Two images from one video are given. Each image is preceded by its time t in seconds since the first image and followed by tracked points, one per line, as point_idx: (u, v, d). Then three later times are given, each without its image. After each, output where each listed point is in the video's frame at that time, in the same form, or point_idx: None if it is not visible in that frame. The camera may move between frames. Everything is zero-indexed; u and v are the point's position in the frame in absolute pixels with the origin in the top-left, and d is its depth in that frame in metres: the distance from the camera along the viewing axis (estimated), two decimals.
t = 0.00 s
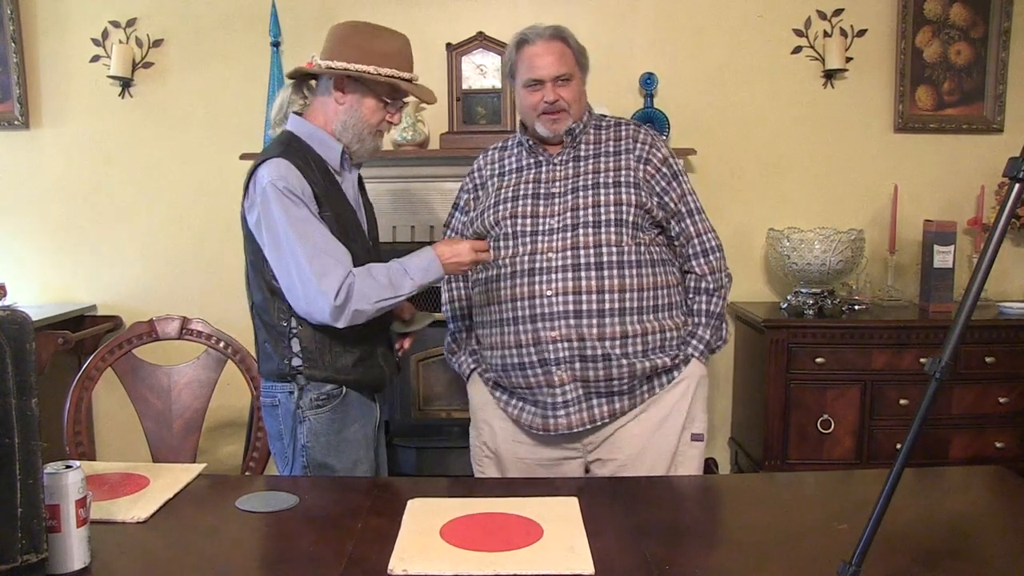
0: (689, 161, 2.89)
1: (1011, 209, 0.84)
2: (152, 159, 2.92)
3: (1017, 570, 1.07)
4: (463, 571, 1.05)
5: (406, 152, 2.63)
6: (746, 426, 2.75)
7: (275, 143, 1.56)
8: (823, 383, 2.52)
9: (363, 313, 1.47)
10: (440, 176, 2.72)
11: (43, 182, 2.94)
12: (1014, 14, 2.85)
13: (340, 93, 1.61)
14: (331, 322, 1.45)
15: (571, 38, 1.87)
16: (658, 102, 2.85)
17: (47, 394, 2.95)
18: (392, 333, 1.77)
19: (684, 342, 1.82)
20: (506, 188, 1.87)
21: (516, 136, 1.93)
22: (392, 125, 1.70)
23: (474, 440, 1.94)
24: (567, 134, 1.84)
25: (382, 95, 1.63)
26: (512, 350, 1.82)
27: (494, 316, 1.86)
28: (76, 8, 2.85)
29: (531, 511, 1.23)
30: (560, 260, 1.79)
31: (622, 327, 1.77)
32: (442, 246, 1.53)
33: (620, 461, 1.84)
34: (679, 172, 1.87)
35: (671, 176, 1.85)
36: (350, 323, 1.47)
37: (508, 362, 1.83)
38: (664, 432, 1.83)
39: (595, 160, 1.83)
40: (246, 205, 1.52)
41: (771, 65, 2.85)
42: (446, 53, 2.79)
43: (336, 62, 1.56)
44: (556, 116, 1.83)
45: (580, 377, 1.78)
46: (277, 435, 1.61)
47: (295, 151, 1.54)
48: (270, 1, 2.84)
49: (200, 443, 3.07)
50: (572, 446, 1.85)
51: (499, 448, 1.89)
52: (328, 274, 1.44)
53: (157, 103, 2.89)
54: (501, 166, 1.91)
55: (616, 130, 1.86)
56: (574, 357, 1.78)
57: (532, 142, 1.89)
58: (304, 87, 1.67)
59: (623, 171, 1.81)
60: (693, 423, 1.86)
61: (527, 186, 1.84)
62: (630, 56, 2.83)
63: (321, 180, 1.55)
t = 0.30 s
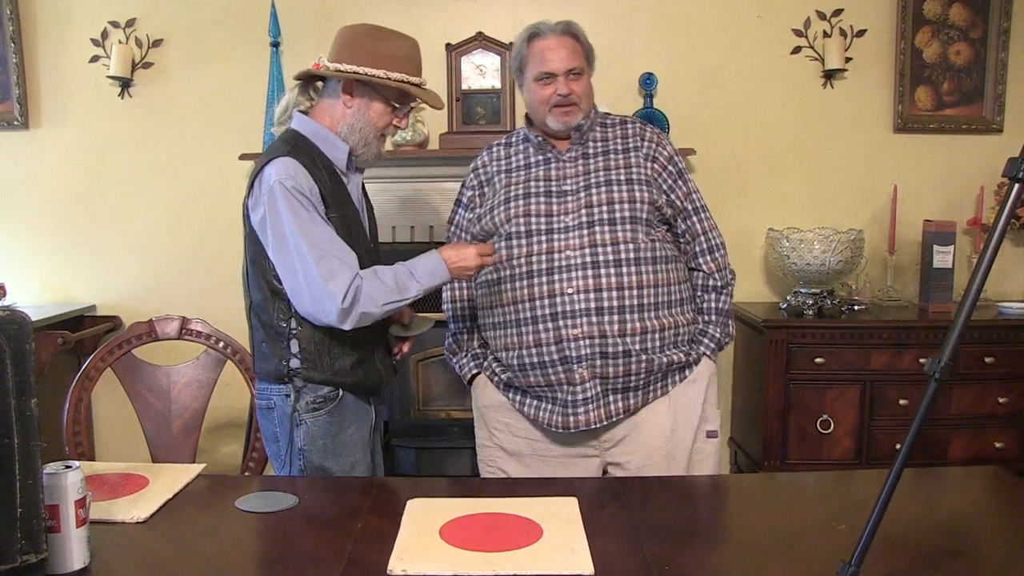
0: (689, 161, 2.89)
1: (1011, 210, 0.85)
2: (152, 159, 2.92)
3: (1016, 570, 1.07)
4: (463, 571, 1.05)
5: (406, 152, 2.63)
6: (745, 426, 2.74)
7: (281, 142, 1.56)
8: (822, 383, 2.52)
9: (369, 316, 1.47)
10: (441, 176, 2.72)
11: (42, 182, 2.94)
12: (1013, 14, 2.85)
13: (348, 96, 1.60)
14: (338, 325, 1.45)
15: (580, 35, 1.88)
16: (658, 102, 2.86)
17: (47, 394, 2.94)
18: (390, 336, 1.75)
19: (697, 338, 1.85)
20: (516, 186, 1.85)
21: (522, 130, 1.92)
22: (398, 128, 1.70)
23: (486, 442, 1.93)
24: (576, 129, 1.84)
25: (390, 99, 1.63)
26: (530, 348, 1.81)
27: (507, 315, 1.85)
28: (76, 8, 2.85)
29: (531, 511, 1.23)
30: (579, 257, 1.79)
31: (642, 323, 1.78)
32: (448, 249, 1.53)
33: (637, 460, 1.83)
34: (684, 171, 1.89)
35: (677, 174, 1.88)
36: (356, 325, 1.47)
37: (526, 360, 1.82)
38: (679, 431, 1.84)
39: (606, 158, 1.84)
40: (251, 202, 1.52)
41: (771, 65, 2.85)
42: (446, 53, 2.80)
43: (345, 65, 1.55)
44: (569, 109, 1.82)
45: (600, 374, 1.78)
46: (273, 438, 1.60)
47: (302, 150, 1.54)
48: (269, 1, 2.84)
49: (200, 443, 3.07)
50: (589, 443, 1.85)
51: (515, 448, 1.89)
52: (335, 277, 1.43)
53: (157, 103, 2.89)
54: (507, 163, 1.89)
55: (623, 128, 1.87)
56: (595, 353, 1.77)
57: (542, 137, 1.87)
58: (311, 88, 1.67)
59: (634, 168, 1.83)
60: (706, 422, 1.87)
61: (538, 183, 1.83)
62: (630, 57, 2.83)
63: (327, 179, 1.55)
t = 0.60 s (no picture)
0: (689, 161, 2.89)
1: (1010, 210, 0.85)
2: (152, 160, 2.92)
3: (1016, 569, 1.07)
4: (463, 571, 1.05)
5: (406, 152, 2.64)
6: (745, 425, 2.74)
7: (282, 141, 1.55)
8: (822, 383, 2.52)
9: (381, 318, 1.50)
10: (440, 175, 2.72)
11: (42, 182, 2.94)
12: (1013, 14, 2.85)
13: (352, 95, 1.60)
14: (349, 325, 1.47)
15: (627, 35, 1.85)
16: (658, 102, 2.86)
17: (47, 394, 2.94)
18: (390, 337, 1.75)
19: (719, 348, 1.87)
20: (552, 180, 1.80)
21: (558, 126, 1.87)
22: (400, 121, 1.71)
23: (496, 441, 1.86)
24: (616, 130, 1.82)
25: (393, 93, 1.64)
26: (559, 346, 1.77)
27: (537, 312, 1.79)
28: (76, 8, 2.85)
29: (531, 511, 1.23)
30: (618, 258, 1.76)
31: (675, 326, 1.77)
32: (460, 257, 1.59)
33: (652, 463, 1.81)
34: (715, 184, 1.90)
35: (709, 186, 1.88)
36: (366, 326, 1.49)
37: (555, 358, 1.77)
38: (693, 437, 1.82)
39: (645, 162, 1.82)
40: (251, 201, 1.51)
41: (771, 65, 2.85)
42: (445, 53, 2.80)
43: (345, 64, 1.55)
44: (613, 109, 1.79)
45: (629, 375, 1.75)
46: (271, 441, 1.60)
47: (305, 151, 1.54)
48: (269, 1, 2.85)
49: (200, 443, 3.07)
50: (607, 446, 1.81)
51: (526, 449, 1.82)
52: (345, 277, 1.45)
53: (156, 103, 2.89)
54: (542, 156, 1.83)
55: (659, 136, 1.86)
56: (628, 355, 1.75)
57: (581, 135, 1.83)
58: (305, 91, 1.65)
59: (672, 175, 1.82)
60: (717, 431, 1.85)
61: (577, 181, 1.79)
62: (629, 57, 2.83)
63: (330, 178, 1.56)
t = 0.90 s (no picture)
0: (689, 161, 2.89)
1: (1010, 210, 0.85)
2: (152, 160, 2.92)
3: (1016, 570, 1.07)
4: (462, 571, 1.05)
5: (405, 153, 2.64)
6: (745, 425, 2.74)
7: (282, 144, 1.54)
8: (821, 384, 2.52)
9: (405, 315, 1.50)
10: (439, 175, 2.72)
11: (42, 182, 2.94)
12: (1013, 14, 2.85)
13: (353, 92, 1.61)
14: (374, 318, 1.48)
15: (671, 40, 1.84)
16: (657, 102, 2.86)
17: (47, 395, 2.95)
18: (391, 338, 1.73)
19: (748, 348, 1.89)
20: (593, 180, 1.77)
21: (592, 124, 1.85)
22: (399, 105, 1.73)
23: (526, 442, 1.84)
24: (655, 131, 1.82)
25: (390, 80, 1.64)
26: (605, 347, 1.73)
27: (581, 312, 1.74)
28: (76, 8, 2.86)
29: (530, 511, 1.23)
30: (665, 259, 1.75)
31: (717, 327, 1.77)
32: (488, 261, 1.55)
33: (683, 463, 1.81)
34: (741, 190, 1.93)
35: (736, 191, 1.90)
36: (390, 320, 1.50)
37: (602, 358, 1.73)
38: (720, 437, 1.82)
39: (682, 165, 1.82)
40: (258, 205, 1.51)
41: (771, 65, 2.85)
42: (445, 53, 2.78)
43: (339, 62, 1.56)
44: (659, 111, 1.78)
45: (675, 376, 1.74)
46: (271, 442, 1.59)
47: (307, 153, 1.53)
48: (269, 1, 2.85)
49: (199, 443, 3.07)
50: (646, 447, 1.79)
51: (559, 449, 1.80)
52: (367, 270, 1.46)
53: (156, 103, 2.89)
54: (578, 155, 1.80)
55: (689, 141, 1.87)
56: (676, 356, 1.73)
57: (620, 134, 1.81)
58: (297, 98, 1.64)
59: (707, 179, 1.83)
60: (741, 431, 1.85)
61: (617, 181, 1.77)
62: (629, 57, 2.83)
63: (334, 178, 1.55)
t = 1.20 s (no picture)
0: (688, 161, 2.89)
1: (1010, 210, 0.85)
2: (152, 160, 2.92)
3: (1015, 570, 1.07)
4: (462, 572, 1.05)
5: (405, 153, 2.64)
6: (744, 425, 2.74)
7: (287, 144, 1.53)
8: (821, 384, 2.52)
9: (428, 303, 1.52)
10: (439, 175, 2.72)
11: (42, 182, 2.94)
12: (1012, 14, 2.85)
13: (353, 91, 1.61)
14: (396, 307, 1.49)
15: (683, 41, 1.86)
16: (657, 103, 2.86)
17: (47, 395, 2.94)
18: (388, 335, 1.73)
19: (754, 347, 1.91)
20: (610, 178, 1.76)
21: (603, 121, 1.85)
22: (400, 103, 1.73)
23: (540, 442, 1.83)
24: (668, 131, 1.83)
25: (390, 77, 1.64)
26: (626, 347, 1.71)
27: (599, 312, 1.72)
28: (76, 8, 2.86)
29: (529, 512, 1.23)
30: (685, 258, 1.74)
31: (732, 327, 1.78)
32: (508, 248, 1.57)
33: (695, 461, 1.82)
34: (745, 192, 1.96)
35: (742, 193, 1.93)
36: (411, 309, 1.51)
37: (622, 358, 1.71)
38: (729, 435, 1.83)
39: (694, 166, 1.83)
40: (267, 205, 1.51)
41: (771, 66, 2.85)
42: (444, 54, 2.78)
43: (338, 62, 1.56)
44: (674, 111, 1.80)
45: (694, 375, 1.73)
46: (270, 442, 1.59)
47: (313, 152, 1.52)
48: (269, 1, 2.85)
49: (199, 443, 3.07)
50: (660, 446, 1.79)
51: (575, 449, 1.79)
52: (384, 260, 1.47)
53: (156, 103, 2.89)
54: (592, 153, 1.79)
55: (697, 142, 1.89)
56: (695, 355, 1.73)
57: (634, 132, 1.81)
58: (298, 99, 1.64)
59: (718, 181, 1.85)
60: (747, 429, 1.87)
61: (635, 180, 1.76)
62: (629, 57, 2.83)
63: (339, 175, 1.55)
